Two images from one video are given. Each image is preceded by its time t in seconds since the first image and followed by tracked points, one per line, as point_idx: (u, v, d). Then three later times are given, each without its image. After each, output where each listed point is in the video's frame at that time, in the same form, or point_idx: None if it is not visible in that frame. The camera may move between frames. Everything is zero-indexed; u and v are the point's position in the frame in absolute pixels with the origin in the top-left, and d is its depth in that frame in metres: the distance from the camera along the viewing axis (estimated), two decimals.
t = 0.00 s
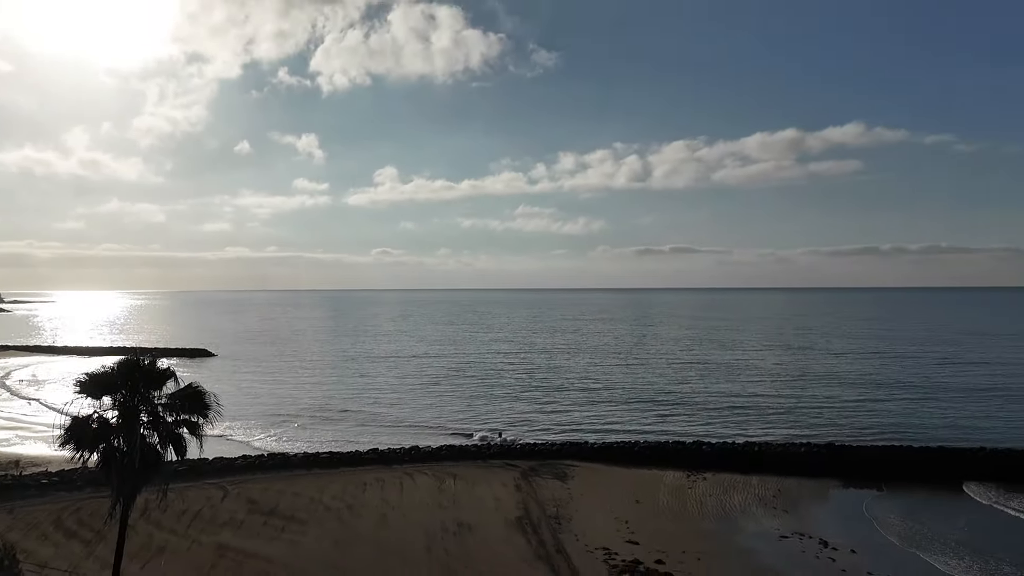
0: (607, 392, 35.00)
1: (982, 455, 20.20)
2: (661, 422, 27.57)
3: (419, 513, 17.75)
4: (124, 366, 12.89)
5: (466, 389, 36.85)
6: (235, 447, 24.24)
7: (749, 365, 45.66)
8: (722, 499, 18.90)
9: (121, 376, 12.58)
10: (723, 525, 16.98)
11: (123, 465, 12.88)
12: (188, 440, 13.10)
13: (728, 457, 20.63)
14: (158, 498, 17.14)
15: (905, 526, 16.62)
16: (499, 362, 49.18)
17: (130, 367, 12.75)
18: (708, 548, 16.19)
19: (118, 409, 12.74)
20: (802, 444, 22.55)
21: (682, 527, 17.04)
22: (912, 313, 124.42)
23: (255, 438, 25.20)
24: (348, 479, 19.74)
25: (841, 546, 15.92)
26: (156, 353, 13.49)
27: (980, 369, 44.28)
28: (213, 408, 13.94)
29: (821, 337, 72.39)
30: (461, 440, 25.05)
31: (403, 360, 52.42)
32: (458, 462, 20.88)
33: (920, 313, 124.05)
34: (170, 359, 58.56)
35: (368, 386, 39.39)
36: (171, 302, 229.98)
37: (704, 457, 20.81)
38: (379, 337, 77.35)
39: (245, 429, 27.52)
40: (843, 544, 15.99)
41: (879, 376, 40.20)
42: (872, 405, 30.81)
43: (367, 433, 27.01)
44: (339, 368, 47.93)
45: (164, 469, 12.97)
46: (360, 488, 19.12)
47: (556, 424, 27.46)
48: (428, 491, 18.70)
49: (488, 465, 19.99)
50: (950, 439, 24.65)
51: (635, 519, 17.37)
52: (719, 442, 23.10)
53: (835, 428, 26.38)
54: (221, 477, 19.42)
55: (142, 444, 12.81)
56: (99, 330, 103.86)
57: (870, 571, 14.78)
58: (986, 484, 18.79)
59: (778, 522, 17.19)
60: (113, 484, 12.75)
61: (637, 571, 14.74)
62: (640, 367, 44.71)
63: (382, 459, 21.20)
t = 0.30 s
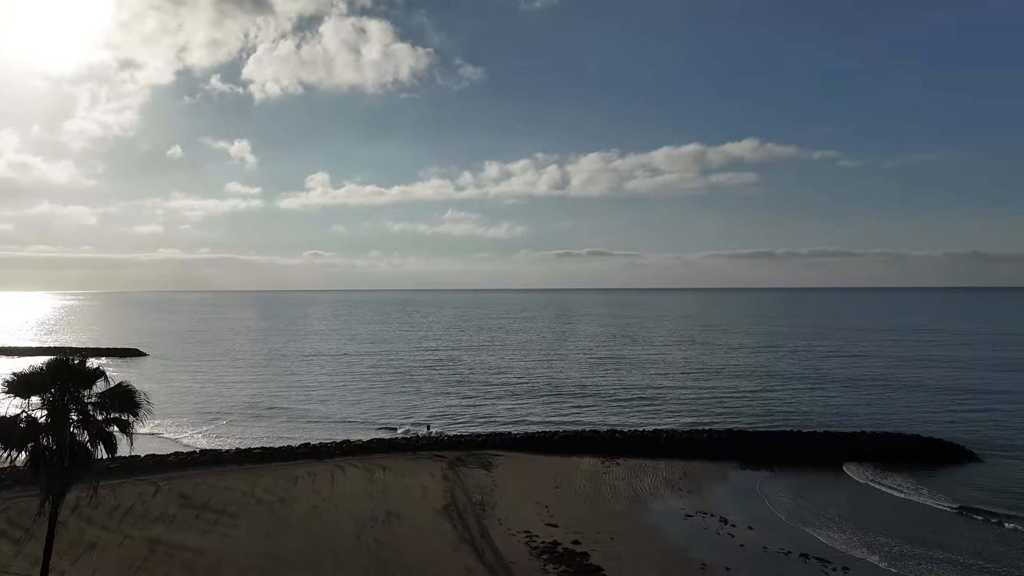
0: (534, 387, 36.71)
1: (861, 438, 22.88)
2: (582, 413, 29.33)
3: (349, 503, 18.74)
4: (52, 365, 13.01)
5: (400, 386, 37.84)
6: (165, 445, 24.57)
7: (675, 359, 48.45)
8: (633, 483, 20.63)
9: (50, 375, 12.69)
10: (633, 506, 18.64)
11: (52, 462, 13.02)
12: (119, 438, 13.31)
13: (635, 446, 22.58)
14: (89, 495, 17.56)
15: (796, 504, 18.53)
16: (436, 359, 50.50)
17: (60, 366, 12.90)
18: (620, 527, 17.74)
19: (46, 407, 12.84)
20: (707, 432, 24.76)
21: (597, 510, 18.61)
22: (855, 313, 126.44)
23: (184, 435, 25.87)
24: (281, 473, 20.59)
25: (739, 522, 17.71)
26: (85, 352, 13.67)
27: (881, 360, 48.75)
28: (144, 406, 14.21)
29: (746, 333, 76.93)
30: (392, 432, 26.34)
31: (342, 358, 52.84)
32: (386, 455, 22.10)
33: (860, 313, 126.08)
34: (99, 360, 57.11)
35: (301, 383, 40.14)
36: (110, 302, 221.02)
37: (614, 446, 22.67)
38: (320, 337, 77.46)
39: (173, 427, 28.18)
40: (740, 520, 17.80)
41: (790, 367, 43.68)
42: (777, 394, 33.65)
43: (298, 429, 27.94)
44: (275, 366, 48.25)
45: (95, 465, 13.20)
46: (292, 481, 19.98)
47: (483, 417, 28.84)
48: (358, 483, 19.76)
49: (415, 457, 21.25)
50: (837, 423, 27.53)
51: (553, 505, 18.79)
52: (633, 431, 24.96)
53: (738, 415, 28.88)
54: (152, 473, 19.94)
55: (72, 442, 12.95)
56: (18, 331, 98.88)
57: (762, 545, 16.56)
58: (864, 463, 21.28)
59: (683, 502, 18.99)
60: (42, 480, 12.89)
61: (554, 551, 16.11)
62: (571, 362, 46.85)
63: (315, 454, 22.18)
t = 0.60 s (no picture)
0: (475, 382, 38.20)
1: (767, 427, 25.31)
2: (519, 406, 30.88)
3: (292, 495, 19.56)
4: None
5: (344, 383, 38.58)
6: (103, 443, 24.68)
7: (615, 355, 50.76)
8: (561, 469, 22.20)
9: None
10: (561, 492, 20.13)
11: None
12: (60, 435, 13.77)
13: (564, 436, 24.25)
14: (28, 493, 17.78)
15: (709, 486, 20.32)
16: (385, 357, 51.38)
17: None
18: (549, 511, 19.16)
19: None
20: (632, 422, 26.69)
21: (528, 495, 20.03)
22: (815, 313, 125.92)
23: (124, 432, 26.09)
24: (224, 467, 21.25)
25: (658, 504, 19.40)
26: (22, 352, 13.96)
27: (805, 353, 52.48)
28: (83, 403, 14.65)
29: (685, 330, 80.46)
30: (334, 427, 27.30)
31: (289, 356, 52.84)
32: (328, 448, 23.07)
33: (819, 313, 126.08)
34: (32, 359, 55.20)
35: (245, 380, 40.39)
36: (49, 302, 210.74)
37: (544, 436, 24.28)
38: (269, 335, 76.75)
39: (113, 424, 28.21)
40: (659, 502, 19.49)
41: (721, 362, 46.61)
42: (702, 386, 36.14)
43: (241, 424, 28.55)
44: (220, 364, 48.05)
45: (35, 462, 13.58)
46: (235, 475, 20.66)
47: (424, 411, 30.02)
48: (300, 476, 20.62)
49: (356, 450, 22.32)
50: (750, 411, 30.05)
51: (487, 493, 20.08)
52: (565, 423, 26.62)
53: (663, 406, 31.06)
54: (93, 469, 20.24)
55: (10, 440, 13.27)
56: None
57: (677, 524, 18.26)
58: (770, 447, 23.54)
59: (608, 486, 20.61)
60: None
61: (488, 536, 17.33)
62: (517, 358, 48.57)
63: (258, 448, 22.93)
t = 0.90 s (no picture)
0: (429, 378, 39.35)
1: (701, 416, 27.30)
2: (470, 401, 32.20)
3: (244, 488, 20.28)
4: None
5: (298, 380, 39.14)
6: (51, 440, 24.80)
7: (569, 351, 52.58)
8: (505, 458, 23.58)
9: None
10: (504, 479, 21.47)
11: None
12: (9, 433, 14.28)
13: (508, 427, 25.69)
14: None
15: (639, 469, 22.20)
16: (342, 354, 51.94)
17: None
18: (494, 497, 20.43)
19: None
20: (575, 414, 28.30)
21: (474, 483, 21.28)
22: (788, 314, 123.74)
23: (74, 430, 26.20)
24: (177, 463, 21.81)
25: (594, 488, 20.93)
26: None
27: (748, 348, 55.47)
28: (31, 403, 15.16)
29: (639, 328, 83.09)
30: (287, 422, 28.05)
31: (244, 355, 52.72)
32: (280, 442, 23.90)
33: (788, 313, 125.18)
34: None
35: (198, 378, 40.43)
36: None
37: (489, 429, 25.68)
38: (225, 334, 75.81)
39: (62, 422, 28.19)
40: (595, 486, 21.03)
41: (668, 357, 48.95)
42: (646, 379, 38.18)
43: (193, 421, 28.98)
44: (172, 362, 47.68)
45: None
46: (188, 470, 21.26)
47: (376, 406, 31.07)
48: (253, 470, 21.40)
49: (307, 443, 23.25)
50: (687, 402, 32.13)
51: (434, 483, 21.23)
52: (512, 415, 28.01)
53: (607, 399, 32.85)
54: (44, 467, 20.50)
55: None
56: None
57: (612, 506, 19.79)
58: (701, 437, 25.47)
59: (549, 473, 22.10)
60: None
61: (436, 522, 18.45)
62: (473, 356, 49.84)
63: (211, 444, 23.57)
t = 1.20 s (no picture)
0: (392, 374, 40.43)
1: (648, 411, 29.11)
2: (430, 395, 33.36)
3: (207, 482, 21.00)
4: None
5: (260, 377, 39.62)
6: (9, 437, 24.91)
7: (531, 348, 54.22)
8: (461, 448, 24.92)
9: None
10: (460, 468, 22.78)
11: None
12: None
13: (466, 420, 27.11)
14: None
15: (585, 457, 23.84)
16: (305, 352, 52.35)
17: None
18: (450, 485, 21.64)
19: None
20: (530, 406, 29.91)
21: (431, 473, 22.45)
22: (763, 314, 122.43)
23: (32, 428, 26.32)
24: (140, 459, 22.35)
25: (545, 475, 22.38)
26: None
27: (701, 343, 58.16)
28: None
29: (601, 325, 85.42)
30: (250, 418, 28.77)
31: (206, 352, 52.53)
32: (243, 437, 24.66)
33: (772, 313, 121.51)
34: None
35: (158, 375, 40.37)
36: None
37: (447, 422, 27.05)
38: (185, 333, 74.80)
39: (19, 420, 28.17)
40: (545, 472, 22.57)
41: (624, 352, 51.07)
42: (601, 374, 40.05)
43: (155, 417, 29.35)
44: (131, 360, 47.24)
45: None
46: (151, 466, 21.83)
47: (338, 402, 32.05)
48: (216, 464, 22.14)
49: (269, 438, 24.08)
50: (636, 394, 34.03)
51: (394, 473, 22.38)
52: (469, 408, 29.30)
53: (562, 393, 34.48)
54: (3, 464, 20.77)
55: None
56: None
57: (560, 491, 21.22)
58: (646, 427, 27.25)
59: (502, 462, 23.48)
60: None
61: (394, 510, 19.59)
62: (436, 353, 51.06)
63: (174, 439, 24.15)
